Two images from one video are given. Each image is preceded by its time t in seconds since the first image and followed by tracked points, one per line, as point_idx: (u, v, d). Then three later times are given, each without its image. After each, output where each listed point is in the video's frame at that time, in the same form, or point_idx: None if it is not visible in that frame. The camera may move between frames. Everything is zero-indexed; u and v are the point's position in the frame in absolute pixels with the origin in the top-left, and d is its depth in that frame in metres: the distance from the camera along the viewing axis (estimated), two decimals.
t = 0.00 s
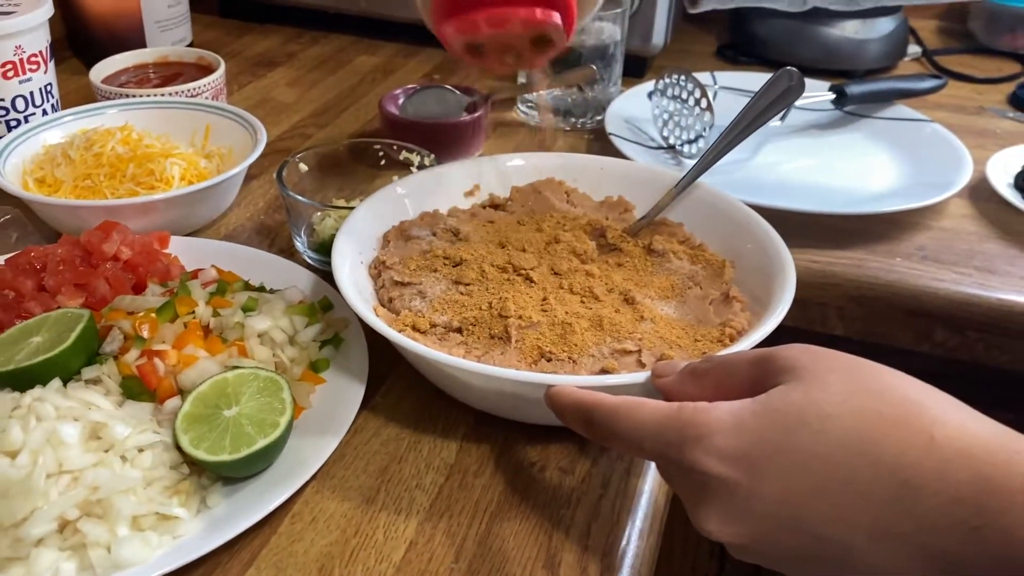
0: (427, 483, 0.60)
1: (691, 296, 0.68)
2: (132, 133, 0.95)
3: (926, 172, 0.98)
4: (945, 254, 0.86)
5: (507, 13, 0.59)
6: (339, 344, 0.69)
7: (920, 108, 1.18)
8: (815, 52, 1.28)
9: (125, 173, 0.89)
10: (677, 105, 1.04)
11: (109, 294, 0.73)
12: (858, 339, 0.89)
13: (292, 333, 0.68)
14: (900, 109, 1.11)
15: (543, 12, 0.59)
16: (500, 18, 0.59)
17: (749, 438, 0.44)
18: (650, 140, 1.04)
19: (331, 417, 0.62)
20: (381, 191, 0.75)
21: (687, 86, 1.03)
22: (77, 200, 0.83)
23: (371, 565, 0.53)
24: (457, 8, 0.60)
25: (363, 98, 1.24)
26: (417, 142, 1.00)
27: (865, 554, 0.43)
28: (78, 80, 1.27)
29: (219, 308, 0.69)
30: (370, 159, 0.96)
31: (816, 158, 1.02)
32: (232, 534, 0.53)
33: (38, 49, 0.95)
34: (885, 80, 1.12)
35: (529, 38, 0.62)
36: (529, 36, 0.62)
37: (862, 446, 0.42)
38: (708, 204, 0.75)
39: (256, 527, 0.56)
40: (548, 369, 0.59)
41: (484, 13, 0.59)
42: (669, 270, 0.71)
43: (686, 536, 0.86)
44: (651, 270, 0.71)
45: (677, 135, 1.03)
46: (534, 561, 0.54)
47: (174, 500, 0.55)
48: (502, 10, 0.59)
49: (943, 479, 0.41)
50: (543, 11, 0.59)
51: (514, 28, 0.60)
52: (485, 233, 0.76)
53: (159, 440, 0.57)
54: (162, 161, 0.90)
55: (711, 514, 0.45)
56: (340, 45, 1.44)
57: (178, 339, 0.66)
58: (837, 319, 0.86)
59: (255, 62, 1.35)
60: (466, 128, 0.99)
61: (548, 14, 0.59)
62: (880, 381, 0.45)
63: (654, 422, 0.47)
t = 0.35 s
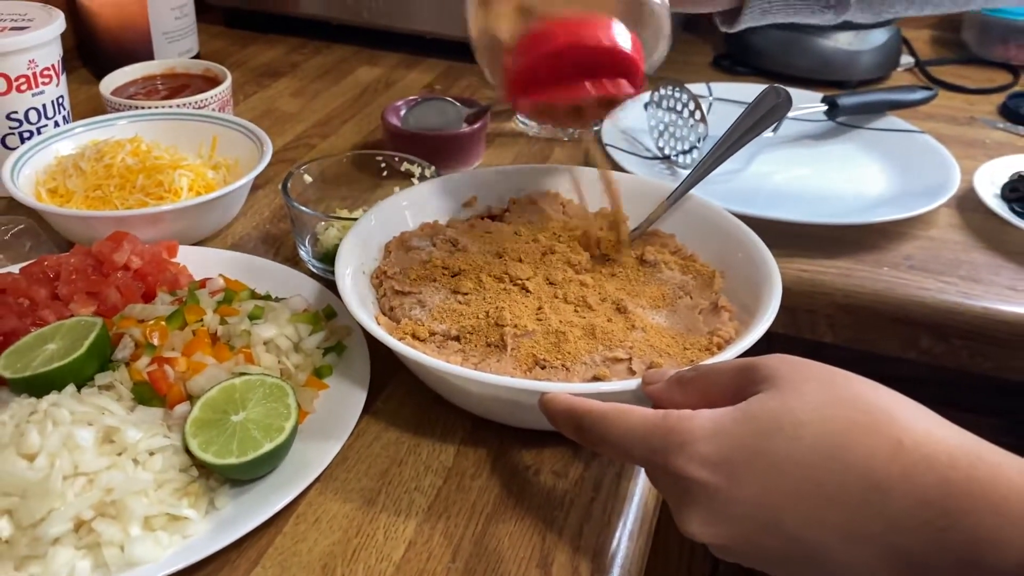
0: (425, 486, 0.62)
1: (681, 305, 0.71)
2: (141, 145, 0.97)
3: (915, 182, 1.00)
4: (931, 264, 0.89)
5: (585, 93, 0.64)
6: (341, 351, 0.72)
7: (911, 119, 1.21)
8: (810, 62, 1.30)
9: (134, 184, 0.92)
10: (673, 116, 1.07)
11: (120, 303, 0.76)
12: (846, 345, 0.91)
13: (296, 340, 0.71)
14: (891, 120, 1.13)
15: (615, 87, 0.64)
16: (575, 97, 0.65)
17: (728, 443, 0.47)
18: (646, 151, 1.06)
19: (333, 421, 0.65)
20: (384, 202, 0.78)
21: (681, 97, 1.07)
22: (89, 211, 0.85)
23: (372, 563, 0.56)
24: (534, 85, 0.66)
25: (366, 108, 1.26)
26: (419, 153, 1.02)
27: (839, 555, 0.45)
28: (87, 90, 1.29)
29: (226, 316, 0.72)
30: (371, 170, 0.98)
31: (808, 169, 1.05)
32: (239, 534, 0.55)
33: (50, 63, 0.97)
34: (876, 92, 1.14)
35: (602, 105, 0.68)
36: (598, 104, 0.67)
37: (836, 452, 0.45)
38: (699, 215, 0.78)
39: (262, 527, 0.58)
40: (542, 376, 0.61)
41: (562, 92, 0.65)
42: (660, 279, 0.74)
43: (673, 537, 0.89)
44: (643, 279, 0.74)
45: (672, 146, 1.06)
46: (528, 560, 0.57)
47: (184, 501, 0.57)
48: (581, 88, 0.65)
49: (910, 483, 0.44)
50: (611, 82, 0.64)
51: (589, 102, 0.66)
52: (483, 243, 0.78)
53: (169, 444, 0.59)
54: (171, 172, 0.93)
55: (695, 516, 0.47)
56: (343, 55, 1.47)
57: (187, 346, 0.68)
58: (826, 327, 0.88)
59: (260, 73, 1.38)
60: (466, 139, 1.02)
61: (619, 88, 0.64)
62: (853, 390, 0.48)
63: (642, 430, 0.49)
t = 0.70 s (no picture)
0: (427, 487, 0.62)
1: (682, 309, 0.71)
2: (145, 147, 0.98)
3: (916, 185, 1.00)
4: (931, 267, 0.89)
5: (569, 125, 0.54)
6: (343, 352, 0.72)
7: (913, 121, 1.21)
8: (812, 64, 1.30)
9: (139, 187, 0.92)
10: (675, 119, 1.07)
11: (124, 305, 0.76)
12: (847, 348, 0.91)
13: (299, 342, 0.71)
14: (893, 123, 1.14)
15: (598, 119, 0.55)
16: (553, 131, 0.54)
17: (730, 446, 0.47)
18: (648, 153, 1.06)
19: (336, 423, 0.65)
20: (386, 206, 0.78)
21: (682, 99, 1.06)
22: (94, 213, 0.86)
23: (373, 565, 0.56)
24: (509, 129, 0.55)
25: (369, 111, 1.27)
26: (421, 156, 1.03)
27: (836, 553, 0.46)
28: (92, 92, 1.30)
29: (230, 318, 0.73)
30: (375, 173, 0.99)
31: (809, 171, 1.05)
32: (242, 535, 0.56)
33: (56, 66, 0.98)
34: (877, 95, 1.15)
35: (582, 140, 0.58)
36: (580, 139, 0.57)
37: (837, 455, 0.46)
38: (700, 218, 0.78)
39: (263, 528, 0.58)
40: (543, 379, 0.62)
41: (542, 128, 0.55)
42: (660, 282, 0.74)
43: (674, 544, 0.89)
44: (644, 282, 0.74)
45: (674, 148, 1.06)
46: (528, 561, 0.57)
47: (187, 502, 0.58)
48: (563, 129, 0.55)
49: (909, 482, 0.45)
50: (594, 114, 0.55)
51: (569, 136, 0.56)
52: (485, 246, 0.78)
53: (173, 446, 0.60)
54: (175, 175, 0.93)
55: (696, 519, 0.48)
56: (346, 57, 1.47)
57: (190, 348, 0.69)
58: (827, 329, 0.89)
59: (264, 75, 1.39)
60: (469, 142, 1.02)
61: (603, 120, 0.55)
62: (854, 391, 0.48)
63: (643, 432, 0.49)
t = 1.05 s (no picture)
0: (436, 492, 0.62)
1: (692, 312, 0.71)
2: (153, 149, 0.98)
3: (926, 187, 0.99)
4: (941, 269, 0.88)
5: (558, 110, 0.57)
6: (351, 356, 0.72)
7: (922, 123, 1.21)
8: (820, 65, 1.30)
9: (146, 188, 0.92)
10: (683, 121, 1.06)
11: (132, 307, 0.75)
12: (857, 351, 0.91)
13: (308, 345, 0.71)
14: (902, 125, 1.13)
15: (585, 102, 0.57)
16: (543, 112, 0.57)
17: (746, 456, 0.47)
18: (655, 155, 1.06)
19: (344, 427, 0.65)
20: (394, 207, 0.78)
21: (691, 101, 1.06)
22: (101, 215, 0.86)
23: (382, 570, 0.56)
24: (496, 109, 0.59)
25: (375, 112, 1.27)
26: (428, 157, 1.03)
27: (856, 562, 0.46)
28: (99, 94, 1.30)
29: (238, 321, 0.73)
30: (382, 174, 0.98)
31: (817, 173, 1.04)
32: (250, 540, 0.55)
33: (63, 67, 0.98)
34: (886, 96, 1.14)
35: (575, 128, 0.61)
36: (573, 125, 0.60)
37: (855, 463, 0.45)
38: (710, 221, 0.78)
39: (272, 532, 0.58)
40: (552, 383, 0.61)
41: (530, 108, 0.58)
42: (670, 285, 0.74)
43: (685, 553, 0.88)
44: (653, 284, 0.74)
45: (682, 150, 1.05)
46: (538, 567, 0.57)
47: (196, 506, 0.57)
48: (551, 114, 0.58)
49: (929, 491, 0.44)
50: (584, 98, 0.58)
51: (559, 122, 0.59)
52: (493, 249, 0.78)
53: (181, 449, 0.60)
54: (182, 176, 0.93)
55: (713, 529, 0.48)
56: (353, 59, 1.47)
57: (199, 351, 0.69)
58: (837, 332, 0.88)
59: (271, 76, 1.38)
60: (475, 143, 1.02)
61: (590, 104, 0.58)
62: (870, 399, 0.48)
63: (657, 440, 0.49)
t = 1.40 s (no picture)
0: (451, 493, 0.62)
1: (708, 313, 0.71)
2: (165, 149, 0.98)
3: (940, 188, 0.99)
4: (956, 271, 0.88)
5: (595, 91, 0.61)
6: (366, 357, 0.72)
7: (935, 123, 1.20)
8: (833, 66, 1.29)
9: (159, 189, 0.93)
10: (695, 120, 1.06)
11: (146, 307, 0.75)
12: (871, 353, 0.90)
13: (322, 346, 0.71)
14: (915, 125, 1.12)
15: (624, 82, 0.61)
16: (582, 95, 0.61)
17: (765, 461, 0.47)
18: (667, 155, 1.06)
19: (360, 428, 0.65)
20: (409, 208, 0.78)
21: (703, 100, 1.05)
22: (115, 215, 0.86)
23: (398, 571, 0.56)
24: (536, 85, 0.61)
25: (386, 113, 1.27)
26: (440, 158, 1.02)
27: (876, 569, 0.45)
28: (110, 93, 1.30)
29: (253, 321, 0.73)
30: (395, 175, 0.98)
31: (830, 173, 1.04)
32: (267, 541, 0.55)
33: (76, 67, 0.98)
34: (899, 97, 1.13)
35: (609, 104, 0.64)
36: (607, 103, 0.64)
37: (876, 470, 0.45)
38: (725, 222, 0.78)
39: (289, 534, 0.58)
40: (569, 385, 0.61)
41: (570, 91, 0.61)
42: (686, 286, 0.74)
43: (698, 556, 0.88)
44: (669, 285, 0.74)
45: (694, 150, 1.05)
46: (555, 569, 0.56)
47: (212, 507, 0.57)
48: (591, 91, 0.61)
49: (951, 500, 0.44)
50: (622, 79, 0.61)
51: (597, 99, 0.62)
52: (507, 249, 0.78)
53: (197, 450, 0.60)
54: (195, 177, 0.93)
55: (732, 534, 0.48)
56: (363, 59, 1.47)
57: (214, 351, 0.69)
58: (851, 333, 0.88)
59: (281, 76, 1.38)
60: (488, 143, 1.02)
61: (629, 84, 0.61)
62: (891, 405, 0.48)
63: (674, 444, 0.49)
